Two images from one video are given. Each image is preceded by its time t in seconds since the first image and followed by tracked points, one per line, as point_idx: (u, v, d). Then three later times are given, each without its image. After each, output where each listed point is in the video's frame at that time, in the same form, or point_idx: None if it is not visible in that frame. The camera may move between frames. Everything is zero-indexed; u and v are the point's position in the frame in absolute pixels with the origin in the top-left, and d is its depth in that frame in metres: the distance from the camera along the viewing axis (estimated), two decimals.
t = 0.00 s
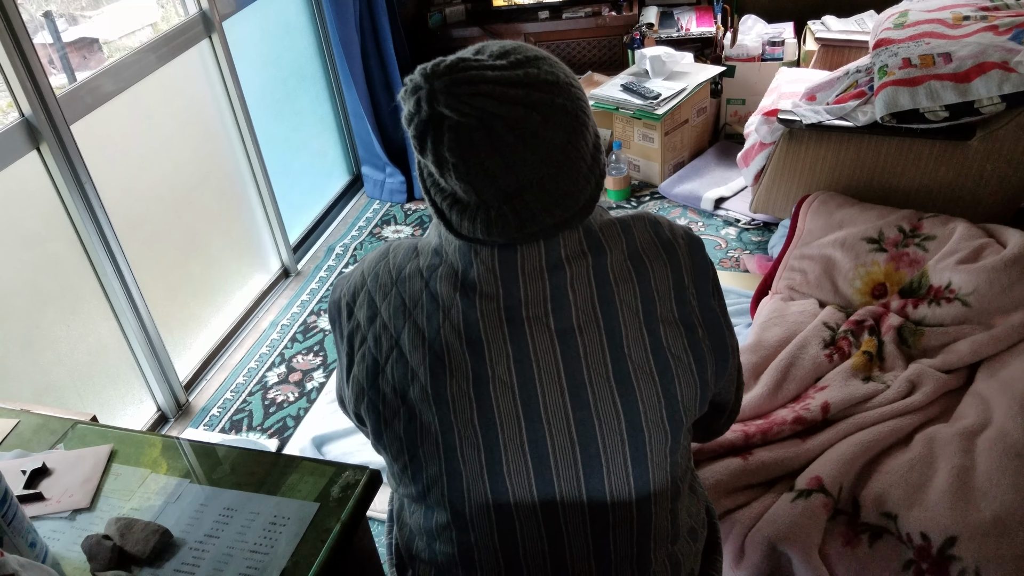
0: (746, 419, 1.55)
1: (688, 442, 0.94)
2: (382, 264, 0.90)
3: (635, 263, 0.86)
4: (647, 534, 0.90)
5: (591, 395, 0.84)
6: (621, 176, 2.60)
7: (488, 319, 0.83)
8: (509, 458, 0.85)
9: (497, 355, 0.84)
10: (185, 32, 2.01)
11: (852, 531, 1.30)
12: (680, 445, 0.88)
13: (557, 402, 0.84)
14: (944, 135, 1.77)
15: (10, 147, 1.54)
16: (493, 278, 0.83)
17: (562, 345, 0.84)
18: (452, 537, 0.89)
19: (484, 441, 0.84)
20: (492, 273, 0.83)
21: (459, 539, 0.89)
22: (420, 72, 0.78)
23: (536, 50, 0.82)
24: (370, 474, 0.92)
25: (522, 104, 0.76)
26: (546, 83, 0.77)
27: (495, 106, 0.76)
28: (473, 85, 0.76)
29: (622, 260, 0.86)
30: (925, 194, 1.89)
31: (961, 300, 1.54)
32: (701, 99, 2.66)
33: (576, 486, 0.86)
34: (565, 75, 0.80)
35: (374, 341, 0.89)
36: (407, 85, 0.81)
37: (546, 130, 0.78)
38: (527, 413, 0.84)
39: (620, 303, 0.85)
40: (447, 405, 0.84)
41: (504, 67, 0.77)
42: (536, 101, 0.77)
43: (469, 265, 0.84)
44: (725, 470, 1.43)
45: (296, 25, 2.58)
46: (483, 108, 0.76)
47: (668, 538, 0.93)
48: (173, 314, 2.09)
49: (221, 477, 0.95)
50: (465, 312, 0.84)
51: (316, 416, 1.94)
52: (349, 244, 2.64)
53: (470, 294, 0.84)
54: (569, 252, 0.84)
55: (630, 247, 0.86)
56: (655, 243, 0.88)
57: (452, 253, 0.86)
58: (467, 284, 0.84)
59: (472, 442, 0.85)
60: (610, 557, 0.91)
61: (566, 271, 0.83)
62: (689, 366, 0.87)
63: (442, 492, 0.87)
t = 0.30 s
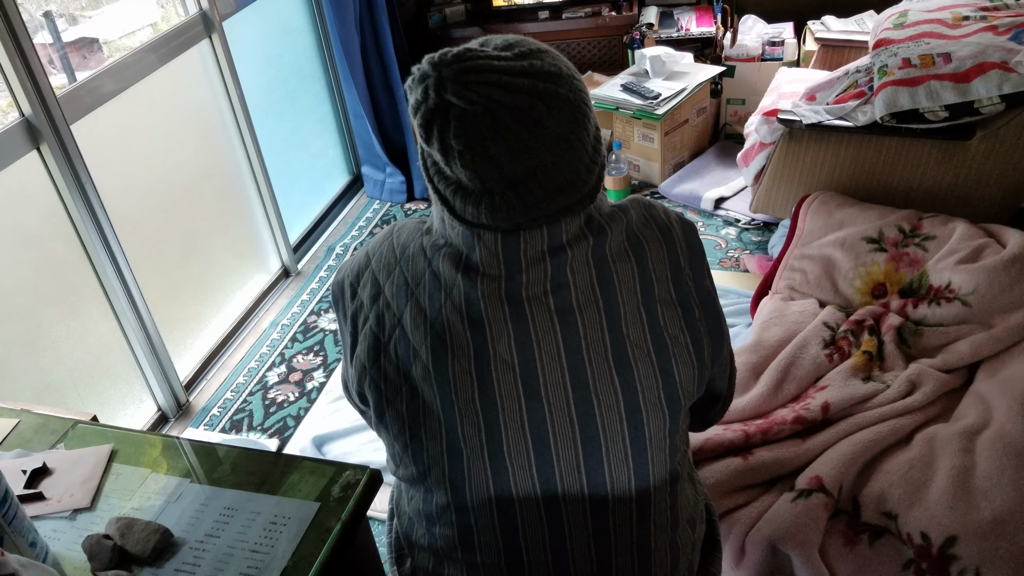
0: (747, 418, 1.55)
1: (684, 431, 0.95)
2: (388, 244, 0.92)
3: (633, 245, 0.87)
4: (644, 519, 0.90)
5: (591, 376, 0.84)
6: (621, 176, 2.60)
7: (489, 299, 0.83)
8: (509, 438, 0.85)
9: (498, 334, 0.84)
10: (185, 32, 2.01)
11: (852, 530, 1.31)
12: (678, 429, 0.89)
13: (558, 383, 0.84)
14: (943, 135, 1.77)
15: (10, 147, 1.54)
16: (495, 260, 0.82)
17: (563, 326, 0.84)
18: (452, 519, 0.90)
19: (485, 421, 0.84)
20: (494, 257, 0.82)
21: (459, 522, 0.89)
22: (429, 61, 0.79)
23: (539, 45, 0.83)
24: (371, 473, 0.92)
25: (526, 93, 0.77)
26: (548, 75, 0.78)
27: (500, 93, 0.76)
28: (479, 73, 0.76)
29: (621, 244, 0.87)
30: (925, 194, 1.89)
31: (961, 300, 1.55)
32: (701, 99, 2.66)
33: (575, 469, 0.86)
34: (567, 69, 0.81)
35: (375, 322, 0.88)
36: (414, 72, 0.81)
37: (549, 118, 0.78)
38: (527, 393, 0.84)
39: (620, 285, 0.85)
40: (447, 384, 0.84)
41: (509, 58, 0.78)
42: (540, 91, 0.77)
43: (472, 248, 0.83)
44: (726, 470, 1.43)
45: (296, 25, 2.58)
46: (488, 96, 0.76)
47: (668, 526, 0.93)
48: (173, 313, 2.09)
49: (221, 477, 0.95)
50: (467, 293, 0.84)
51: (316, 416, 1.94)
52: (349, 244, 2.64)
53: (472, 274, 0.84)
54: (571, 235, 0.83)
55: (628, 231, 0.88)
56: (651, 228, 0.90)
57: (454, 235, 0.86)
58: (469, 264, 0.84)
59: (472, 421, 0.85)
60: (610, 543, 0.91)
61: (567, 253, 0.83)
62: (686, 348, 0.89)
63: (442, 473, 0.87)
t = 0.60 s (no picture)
0: (746, 419, 1.55)
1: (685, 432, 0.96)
2: (391, 242, 0.91)
3: (639, 245, 0.88)
4: (645, 518, 0.90)
5: (595, 374, 0.84)
6: (621, 176, 2.60)
7: (495, 296, 0.83)
8: (513, 436, 0.85)
9: (504, 331, 0.83)
10: (185, 31, 2.01)
11: (851, 530, 1.31)
12: (679, 426, 0.89)
13: (562, 380, 0.84)
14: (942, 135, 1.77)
15: (8, 147, 1.53)
16: (502, 257, 0.82)
17: (568, 323, 0.84)
18: (454, 517, 0.90)
19: (488, 418, 0.84)
20: (502, 253, 0.82)
21: (460, 519, 0.89)
22: (439, 57, 0.78)
23: (548, 43, 0.82)
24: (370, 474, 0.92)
25: (536, 90, 0.76)
26: (558, 72, 0.78)
27: (510, 91, 0.75)
28: (489, 71, 0.76)
29: (626, 242, 0.87)
30: (925, 194, 1.89)
31: (960, 300, 1.55)
32: (701, 99, 2.66)
33: (578, 467, 0.86)
34: (577, 67, 0.80)
35: (379, 317, 0.88)
36: (424, 66, 0.81)
37: (559, 115, 0.78)
38: (531, 390, 0.84)
39: (625, 282, 0.85)
40: (452, 381, 0.84)
41: (518, 55, 0.77)
42: (550, 88, 0.77)
43: (479, 243, 0.82)
44: (725, 470, 1.43)
45: (296, 25, 2.58)
46: (498, 93, 0.76)
47: (668, 526, 0.94)
48: (172, 313, 2.09)
49: (220, 478, 0.95)
50: (472, 289, 0.83)
51: (316, 417, 1.94)
52: (348, 244, 2.64)
53: (478, 271, 0.83)
54: (578, 231, 0.83)
55: (634, 230, 0.88)
56: (656, 226, 0.91)
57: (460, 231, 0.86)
58: (475, 261, 0.84)
59: (476, 418, 0.85)
60: (611, 542, 0.91)
61: (574, 249, 0.83)
62: (690, 346, 0.89)
63: (445, 469, 0.88)
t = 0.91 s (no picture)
0: (746, 418, 1.55)
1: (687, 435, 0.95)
2: (383, 258, 0.89)
3: (644, 255, 0.85)
4: (646, 523, 0.90)
5: (597, 382, 0.84)
6: (620, 176, 2.60)
7: (496, 304, 0.83)
8: (514, 443, 0.85)
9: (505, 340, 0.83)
10: (183, 32, 2.01)
11: (851, 530, 1.31)
12: (680, 431, 0.90)
13: (563, 389, 0.84)
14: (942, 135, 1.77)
15: (8, 148, 1.53)
16: (501, 259, 0.83)
17: (569, 332, 0.83)
18: (455, 525, 0.90)
19: (490, 425, 0.85)
20: (501, 256, 0.83)
21: (461, 526, 0.90)
22: (430, 56, 0.80)
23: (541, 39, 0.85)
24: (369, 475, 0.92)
25: (527, 88, 0.79)
26: (550, 70, 0.80)
27: (501, 88, 0.78)
28: (480, 69, 0.78)
29: (630, 249, 0.85)
30: (924, 193, 1.89)
31: (960, 299, 1.55)
32: (700, 99, 2.66)
33: (579, 474, 0.86)
34: (569, 65, 0.82)
35: (375, 331, 0.87)
36: (416, 67, 0.83)
37: (551, 113, 0.80)
38: (533, 397, 0.84)
39: (628, 292, 0.84)
40: (452, 390, 0.84)
41: (510, 52, 0.80)
42: (540, 86, 0.79)
43: (477, 248, 0.84)
44: (725, 470, 1.43)
45: (295, 25, 2.58)
46: (490, 91, 0.78)
47: (668, 529, 0.94)
48: (172, 314, 2.09)
49: (220, 479, 0.95)
50: (472, 298, 0.83)
51: (316, 416, 1.94)
52: (348, 245, 2.64)
53: (479, 278, 0.83)
54: (576, 234, 0.84)
55: (636, 237, 0.86)
56: (664, 241, 0.88)
57: (459, 239, 0.85)
58: (475, 270, 0.84)
59: (477, 426, 0.85)
60: (611, 547, 0.91)
61: (573, 254, 0.84)
62: (695, 358, 0.87)
63: (446, 477, 0.88)
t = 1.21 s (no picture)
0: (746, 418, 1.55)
1: (694, 451, 0.92)
2: (379, 281, 0.89)
3: (643, 272, 0.85)
4: (647, 535, 0.91)
5: (597, 397, 0.84)
6: (620, 176, 2.60)
7: (495, 321, 0.83)
8: (514, 458, 0.85)
9: (504, 355, 0.83)
10: (183, 32, 2.01)
11: (851, 529, 1.31)
12: (684, 450, 0.88)
13: (563, 404, 0.84)
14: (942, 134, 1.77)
15: (8, 148, 1.53)
16: (497, 275, 0.83)
17: (569, 348, 0.83)
18: (456, 539, 0.91)
19: (489, 441, 0.85)
20: (497, 269, 0.83)
21: (461, 540, 0.90)
22: (401, 70, 0.83)
23: (521, 38, 0.84)
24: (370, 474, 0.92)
25: (498, 93, 0.79)
26: (524, 72, 0.80)
27: (472, 96, 0.79)
28: (450, 78, 0.79)
29: (628, 263, 0.85)
30: (924, 192, 1.89)
31: (960, 298, 1.55)
32: (700, 98, 2.66)
33: (579, 486, 0.86)
34: (545, 64, 0.82)
35: (375, 352, 0.87)
36: (393, 79, 0.85)
37: (525, 117, 0.80)
38: (532, 411, 0.84)
39: (628, 308, 0.83)
40: (452, 406, 0.85)
41: (483, 58, 0.80)
42: (513, 90, 0.79)
43: (473, 265, 0.84)
44: (725, 470, 1.43)
45: (294, 25, 2.58)
46: (462, 100, 0.79)
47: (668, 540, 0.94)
48: (172, 314, 2.09)
49: (220, 479, 0.95)
50: (470, 315, 0.83)
51: (316, 416, 1.94)
52: (348, 245, 2.64)
53: (476, 295, 0.83)
54: (573, 251, 0.84)
55: (636, 254, 0.86)
56: (667, 262, 0.87)
57: (455, 256, 0.85)
58: (472, 286, 0.83)
59: (477, 442, 0.85)
60: (611, 558, 0.92)
61: (571, 270, 0.83)
62: (697, 377, 0.87)
63: (447, 493, 0.88)
